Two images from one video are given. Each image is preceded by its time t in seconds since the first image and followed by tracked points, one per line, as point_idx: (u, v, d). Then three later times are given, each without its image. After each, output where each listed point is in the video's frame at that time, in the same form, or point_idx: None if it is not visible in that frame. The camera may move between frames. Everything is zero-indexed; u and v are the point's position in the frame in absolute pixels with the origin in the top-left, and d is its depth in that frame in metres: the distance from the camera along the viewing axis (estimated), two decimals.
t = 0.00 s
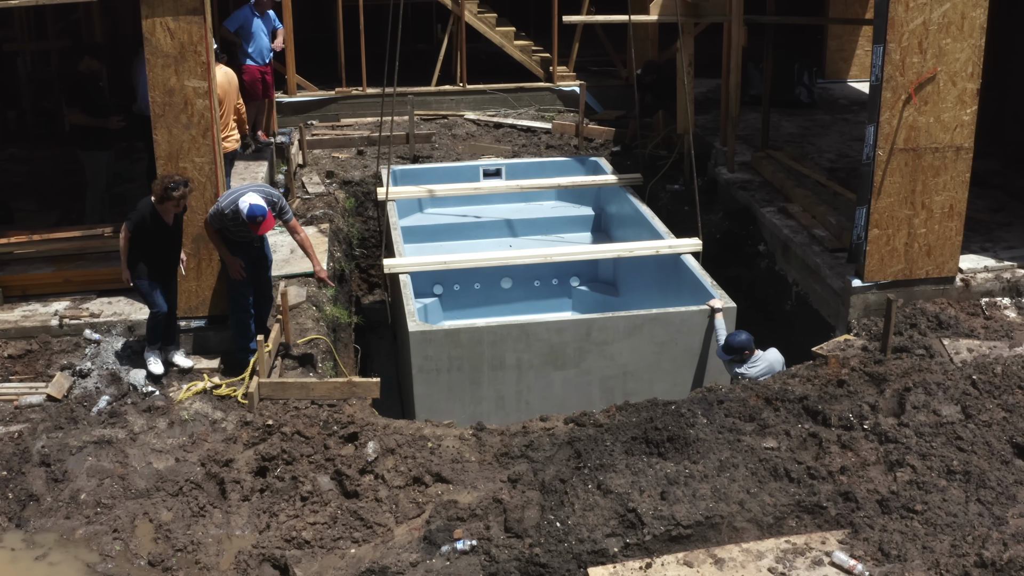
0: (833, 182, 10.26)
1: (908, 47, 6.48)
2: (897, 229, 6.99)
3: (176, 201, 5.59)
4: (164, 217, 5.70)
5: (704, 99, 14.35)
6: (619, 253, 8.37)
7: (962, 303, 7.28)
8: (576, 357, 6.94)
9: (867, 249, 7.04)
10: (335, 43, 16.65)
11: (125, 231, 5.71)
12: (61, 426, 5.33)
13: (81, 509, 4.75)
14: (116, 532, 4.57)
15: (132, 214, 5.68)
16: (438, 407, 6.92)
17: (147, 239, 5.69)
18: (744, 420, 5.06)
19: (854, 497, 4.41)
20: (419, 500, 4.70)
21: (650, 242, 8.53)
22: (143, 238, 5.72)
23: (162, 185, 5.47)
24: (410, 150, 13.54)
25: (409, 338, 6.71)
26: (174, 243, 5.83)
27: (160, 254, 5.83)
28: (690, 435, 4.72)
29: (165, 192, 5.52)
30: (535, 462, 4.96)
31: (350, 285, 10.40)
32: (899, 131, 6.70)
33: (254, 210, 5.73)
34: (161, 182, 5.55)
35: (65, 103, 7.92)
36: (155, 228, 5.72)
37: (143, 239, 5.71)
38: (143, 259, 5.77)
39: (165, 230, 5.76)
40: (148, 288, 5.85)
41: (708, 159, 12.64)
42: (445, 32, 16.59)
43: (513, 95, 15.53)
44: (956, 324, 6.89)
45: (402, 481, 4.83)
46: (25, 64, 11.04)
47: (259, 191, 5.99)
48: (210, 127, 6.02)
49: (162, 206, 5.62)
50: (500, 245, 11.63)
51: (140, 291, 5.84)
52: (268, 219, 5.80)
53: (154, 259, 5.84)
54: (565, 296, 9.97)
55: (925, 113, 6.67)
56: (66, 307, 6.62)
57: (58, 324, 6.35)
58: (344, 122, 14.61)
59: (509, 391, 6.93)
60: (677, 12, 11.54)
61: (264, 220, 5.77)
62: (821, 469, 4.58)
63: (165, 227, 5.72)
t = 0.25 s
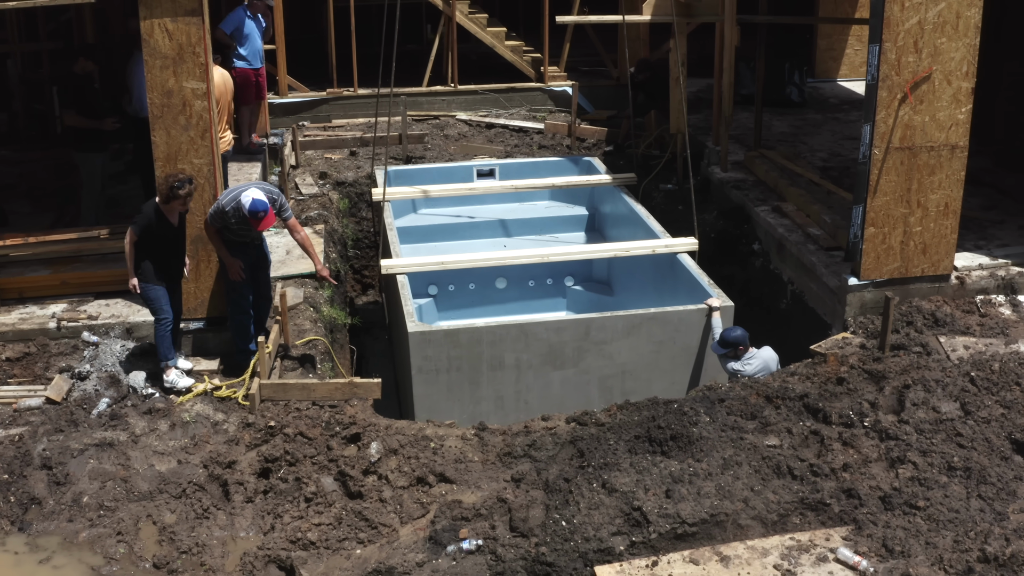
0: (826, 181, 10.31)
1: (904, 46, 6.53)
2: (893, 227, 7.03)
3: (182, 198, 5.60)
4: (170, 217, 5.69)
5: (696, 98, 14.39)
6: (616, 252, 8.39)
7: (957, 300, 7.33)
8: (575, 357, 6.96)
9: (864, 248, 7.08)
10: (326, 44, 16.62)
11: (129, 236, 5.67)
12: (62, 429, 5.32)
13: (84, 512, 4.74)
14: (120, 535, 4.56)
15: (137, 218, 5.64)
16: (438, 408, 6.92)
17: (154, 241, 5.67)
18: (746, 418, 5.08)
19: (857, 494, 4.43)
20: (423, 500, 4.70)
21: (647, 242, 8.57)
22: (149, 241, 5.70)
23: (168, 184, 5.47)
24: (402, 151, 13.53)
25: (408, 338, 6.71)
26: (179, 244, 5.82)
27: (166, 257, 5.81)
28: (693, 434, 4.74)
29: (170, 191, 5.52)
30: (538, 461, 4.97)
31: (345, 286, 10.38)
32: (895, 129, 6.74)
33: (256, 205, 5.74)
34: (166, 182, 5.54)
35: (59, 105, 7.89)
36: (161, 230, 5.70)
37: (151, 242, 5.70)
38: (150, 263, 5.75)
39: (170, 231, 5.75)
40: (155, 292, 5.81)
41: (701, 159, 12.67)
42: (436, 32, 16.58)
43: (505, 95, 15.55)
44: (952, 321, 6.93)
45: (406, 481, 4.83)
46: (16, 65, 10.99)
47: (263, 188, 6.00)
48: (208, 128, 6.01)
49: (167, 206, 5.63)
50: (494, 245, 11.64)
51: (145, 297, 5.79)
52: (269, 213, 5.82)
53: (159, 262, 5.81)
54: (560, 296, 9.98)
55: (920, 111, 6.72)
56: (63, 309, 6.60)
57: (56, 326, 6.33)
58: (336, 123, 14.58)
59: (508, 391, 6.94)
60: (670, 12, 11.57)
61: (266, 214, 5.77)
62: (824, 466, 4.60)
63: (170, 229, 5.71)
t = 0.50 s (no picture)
0: (820, 180, 10.36)
1: (899, 45, 6.57)
2: (889, 225, 7.08)
3: (191, 205, 5.55)
4: (177, 224, 5.64)
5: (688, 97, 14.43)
6: (613, 251, 8.42)
7: (952, 297, 7.38)
8: (574, 356, 6.98)
9: (860, 245, 7.13)
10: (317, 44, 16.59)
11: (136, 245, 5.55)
12: (63, 431, 5.30)
13: (87, 514, 4.73)
14: (124, 536, 4.56)
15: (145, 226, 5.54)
16: (437, 407, 6.93)
17: (165, 249, 5.59)
18: (747, 415, 5.11)
19: (860, 490, 4.47)
20: (428, 499, 4.71)
21: (643, 241, 8.61)
22: (157, 249, 5.61)
23: (180, 191, 5.43)
24: (395, 151, 13.52)
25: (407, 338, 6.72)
26: (185, 251, 5.76)
27: (171, 264, 5.73)
28: (696, 431, 4.77)
29: (182, 198, 5.48)
30: (541, 460, 4.97)
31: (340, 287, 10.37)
32: (891, 128, 6.79)
33: (259, 199, 5.76)
34: (175, 188, 5.49)
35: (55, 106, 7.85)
36: (169, 237, 5.63)
37: (160, 250, 5.61)
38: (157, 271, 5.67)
39: (177, 238, 5.68)
40: (164, 300, 5.73)
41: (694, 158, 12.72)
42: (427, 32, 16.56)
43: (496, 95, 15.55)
44: (948, 318, 6.99)
45: (411, 480, 4.83)
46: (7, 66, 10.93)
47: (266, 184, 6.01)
48: (207, 129, 6.00)
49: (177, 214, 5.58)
50: (489, 245, 11.65)
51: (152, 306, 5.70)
52: (271, 209, 5.85)
53: (164, 269, 5.73)
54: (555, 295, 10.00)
55: (916, 110, 6.77)
56: (61, 310, 6.57)
57: (54, 328, 6.30)
58: (328, 124, 14.55)
59: (507, 390, 6.95)
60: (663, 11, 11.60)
61: (268, 209, 5.80)
62: (826, 463, 4.64)
63: (178, 236, 5.65)
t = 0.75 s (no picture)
0: (813, 178, 10.42)
1: (895, 44, 6.61)
2: (885, 223, 7.13)
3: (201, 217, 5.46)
4: (185, 235, 5.53)
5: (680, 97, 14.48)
6: (609, 249, 8.44)
7: (948, 294, 7.43)
8: (573, 354, 7.00)
9: (856, 243, 7.17)
10: (308, 45, 16.55)
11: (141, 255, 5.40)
12: (64, 433, 5.29)
13: (90, 516, 4.72)
14: (129, 538, 4.55)
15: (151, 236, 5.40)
16: (437, 407, 6.94)
17: (171, 260, 5.48)
18: (749, 412, 5.14)
19: (863, 485, 4.50)
20: (433, 499, 4.72)
21: (639, 240, 8.65)
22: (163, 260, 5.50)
23: (193, 205, 5.34)
24: (388, 151, 13.51)
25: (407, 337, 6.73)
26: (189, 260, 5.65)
27: (175, 274, 5.61)
28: (699, 429, 4.79)
29: (196, 211, 5.38)
30: (544, 458, 4.99)
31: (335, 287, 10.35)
32: (887, 126, 6.84)
33: (263, 190, 5.76)
34: (187, 202, 5.39)
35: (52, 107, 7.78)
36: (175, 247, 5.52)
37: (167, 259, 5.49)
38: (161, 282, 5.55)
39: (182, 248, 5.57)
40: (167, 310, 5.61)
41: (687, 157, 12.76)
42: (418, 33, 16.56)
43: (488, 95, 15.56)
44: (944, 315, 7.04)
45: (415, 479, 4.84)
46: None
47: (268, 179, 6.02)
48: (207, 129, 5.99)
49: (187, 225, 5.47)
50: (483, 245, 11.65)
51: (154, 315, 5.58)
52: (275, 200, 5.82)
53: (167, 278, 5.61)
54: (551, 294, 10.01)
55: (911, 108, 6.81)
56: (59, 312, 6.55)
57: (53, 330, 6.28)
58: (320, 124, 14.53)
59: (507, 389, 6.97)
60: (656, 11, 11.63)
61: (273, 201, 5.77)
62: (829, 459, 4.67)
63: (185, 246, 5.54)
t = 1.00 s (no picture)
0: (807, 177, 10.47)
1: (891, 43, 6.66)
2: (881, 221, 7.17)
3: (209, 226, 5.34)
4: (191, 243, 5.41)
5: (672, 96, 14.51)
6: (606, 248, 8.46)
7: (944, 291, 7.48)
8: (572, 353, 7.02)
9: (853, 241, 7.21)
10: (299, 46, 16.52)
11: (144, 261, 5.29)
12: (66, 435, 5.28)
13: (95, 518, 4.71)
14: (134, 539, 4.55)
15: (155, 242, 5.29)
16: (437, 406, 6.95)
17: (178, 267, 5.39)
18: (751, 409, 5.16)
19: (866, 481, 4.53)
20: (438, 498, 4.72)
21: (636, 239, 8.68)
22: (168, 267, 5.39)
23: (205, 217, 5.22)
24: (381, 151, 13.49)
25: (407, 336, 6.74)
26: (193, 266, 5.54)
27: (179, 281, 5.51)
28: (703, 426, 4.81)
29: (205, 222, 5.25)
30: (548, 457, 5.00)
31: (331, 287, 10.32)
32: (883, 125, 6.88)
33: (265, 181, 5.78)
34: (197, 212, 5.25)
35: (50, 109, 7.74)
36: (181, 254, 5.41)
37: (173, 268, 5.39)
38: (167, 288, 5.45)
39: (188, 255, 5.45)
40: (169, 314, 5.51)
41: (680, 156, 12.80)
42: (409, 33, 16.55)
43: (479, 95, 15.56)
44: (940, 312, 7.09)
45: (420, 478, 4.84)
46: None
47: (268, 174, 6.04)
48: (206, 130, 5.98)
49: (194, 233, 5.35)
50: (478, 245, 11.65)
51: (155, 320, 5.48)
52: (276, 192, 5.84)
53: (171, 284, 5.51)
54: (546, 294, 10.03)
55: (907, 107, 6.86)
56: (57, 314, 6.52)
57: (52, 331, 6.25)
58: (311, 125, 14.50)
59: (506, 388, 6.99)
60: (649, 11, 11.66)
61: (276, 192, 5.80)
62: (832, 455, 4.70)
63: (191, 253, 5.44)
